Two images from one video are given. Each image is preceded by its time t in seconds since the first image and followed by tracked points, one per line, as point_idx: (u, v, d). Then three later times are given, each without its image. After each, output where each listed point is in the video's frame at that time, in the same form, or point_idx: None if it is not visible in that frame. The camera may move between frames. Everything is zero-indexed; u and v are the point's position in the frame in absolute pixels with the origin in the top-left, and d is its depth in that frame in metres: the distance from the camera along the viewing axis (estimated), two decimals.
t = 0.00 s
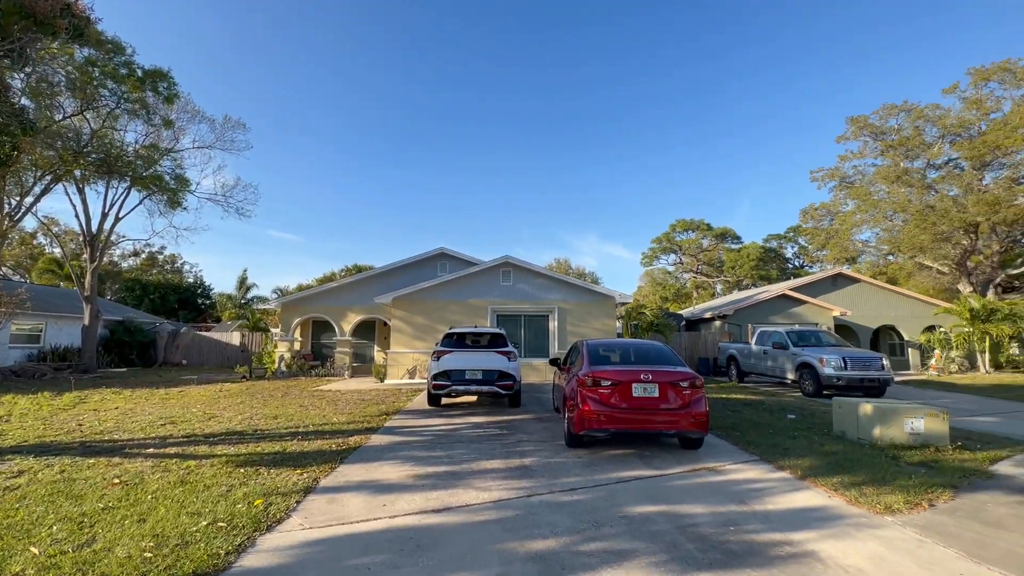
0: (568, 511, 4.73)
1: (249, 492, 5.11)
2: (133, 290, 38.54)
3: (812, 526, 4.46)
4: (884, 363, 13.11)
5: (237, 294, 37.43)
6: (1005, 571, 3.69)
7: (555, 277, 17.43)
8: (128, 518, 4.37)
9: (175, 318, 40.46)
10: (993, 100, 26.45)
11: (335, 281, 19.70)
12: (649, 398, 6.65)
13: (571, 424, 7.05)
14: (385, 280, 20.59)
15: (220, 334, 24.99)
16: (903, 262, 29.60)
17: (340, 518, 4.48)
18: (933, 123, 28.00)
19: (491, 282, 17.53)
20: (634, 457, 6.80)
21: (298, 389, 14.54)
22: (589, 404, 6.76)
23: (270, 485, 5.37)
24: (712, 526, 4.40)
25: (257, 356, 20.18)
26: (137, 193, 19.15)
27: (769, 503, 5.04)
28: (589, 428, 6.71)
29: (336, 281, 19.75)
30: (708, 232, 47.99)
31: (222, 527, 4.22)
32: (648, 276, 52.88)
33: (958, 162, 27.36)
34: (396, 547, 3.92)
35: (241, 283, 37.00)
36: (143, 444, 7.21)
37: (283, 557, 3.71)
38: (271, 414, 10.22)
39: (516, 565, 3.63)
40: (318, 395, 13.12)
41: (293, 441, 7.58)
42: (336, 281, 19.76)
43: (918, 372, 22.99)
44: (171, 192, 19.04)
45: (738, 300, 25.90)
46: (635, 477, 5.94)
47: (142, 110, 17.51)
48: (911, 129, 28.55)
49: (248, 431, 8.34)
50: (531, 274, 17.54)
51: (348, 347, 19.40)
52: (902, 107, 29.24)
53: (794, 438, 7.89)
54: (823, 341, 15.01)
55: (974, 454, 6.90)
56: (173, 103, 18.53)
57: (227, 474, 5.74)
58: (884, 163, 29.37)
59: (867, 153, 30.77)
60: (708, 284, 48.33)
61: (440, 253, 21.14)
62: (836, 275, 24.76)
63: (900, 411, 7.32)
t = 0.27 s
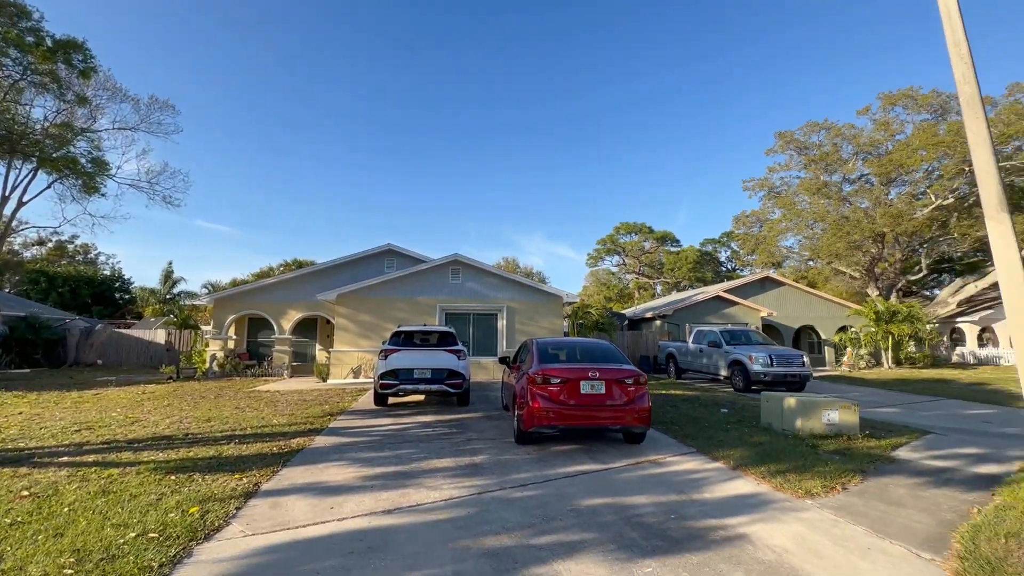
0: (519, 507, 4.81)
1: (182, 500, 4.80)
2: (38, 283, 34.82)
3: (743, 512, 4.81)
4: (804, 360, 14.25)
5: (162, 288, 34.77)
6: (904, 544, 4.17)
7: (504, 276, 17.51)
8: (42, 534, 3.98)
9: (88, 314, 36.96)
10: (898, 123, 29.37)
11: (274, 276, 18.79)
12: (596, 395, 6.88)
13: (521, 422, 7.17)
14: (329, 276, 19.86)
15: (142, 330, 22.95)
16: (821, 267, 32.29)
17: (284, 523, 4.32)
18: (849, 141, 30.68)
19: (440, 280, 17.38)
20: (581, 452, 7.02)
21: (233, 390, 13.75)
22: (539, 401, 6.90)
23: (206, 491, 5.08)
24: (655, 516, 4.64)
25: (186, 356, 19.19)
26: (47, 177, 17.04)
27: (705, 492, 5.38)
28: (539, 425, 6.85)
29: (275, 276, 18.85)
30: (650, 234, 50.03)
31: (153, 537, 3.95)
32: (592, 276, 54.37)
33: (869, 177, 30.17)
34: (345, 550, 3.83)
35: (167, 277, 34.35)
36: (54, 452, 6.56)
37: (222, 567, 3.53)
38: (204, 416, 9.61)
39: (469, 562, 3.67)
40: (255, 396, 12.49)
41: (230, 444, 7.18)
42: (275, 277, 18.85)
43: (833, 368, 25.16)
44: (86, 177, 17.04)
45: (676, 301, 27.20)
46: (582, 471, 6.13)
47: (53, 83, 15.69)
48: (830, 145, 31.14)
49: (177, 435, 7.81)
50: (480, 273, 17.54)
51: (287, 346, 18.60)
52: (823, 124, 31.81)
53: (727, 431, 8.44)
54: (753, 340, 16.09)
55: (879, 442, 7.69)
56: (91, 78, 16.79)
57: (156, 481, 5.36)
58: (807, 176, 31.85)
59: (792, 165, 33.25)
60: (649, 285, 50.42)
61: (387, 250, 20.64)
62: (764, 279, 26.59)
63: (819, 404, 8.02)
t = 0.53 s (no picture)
0: (471, 505, 4.82)
1: (104, 512, 4.41)
2: None
3: (683, 500, 5.10)
4: (735, 357, 15.23)
5: (69, 280, 31.52)
6: (823, 524, 4.60)
7: (452, 274, 17.36)
8: None
9: None
10: (818, 139, 31.98)
11: (203, 269, 17.55)
12: (546, 392, 7.01)
13: (471, 419, 7.19)
14: (265, 270, 18.80)
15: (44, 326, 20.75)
16: (749, 269, 34.60)
17: (223, 532, 4.08)
18: (775, 153, 33.03)
19: (385, 276, 16.97)
20: (530, 449, 7.13)
21: (156, 391, 12.74)
22: (489, 399, 6.94)
23: (131, 502, 4.69)
24: (603, 508, 4.81)
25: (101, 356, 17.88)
26: None
27: (649, 483, 5.64)
28: (489, 422, 6.90)
29: (204, 269, 17.60)
30: (594, 235, 51.45)
31: (71, 554, 3.60)
32: (538, 274, 55.12)
33: (792, 187, 32.64)
34: (292, 557, 3.69)
35: (75, 268, 31.15)
36: None
37: None
38: (123, 420, 8.83)
39: (423, 562, 3.65)
40: (181, 397, 11.63)
41: (156, 450, 6.66)
42: (204, 269, 17.61)
43: (758, 363, 27.07)
44: None
45: (618, 300, 28.13)
46: (532, 467, 6.24)
47: None
48: (759, 156, 33.36)
49: (93, 442, 7.13)
50: (427, 269, 17.28)
51: (218, 344, 17.49)
52: (753, 136, 34.01)
53: (667, 425, 8.88)
54: (689, 338, 16.97)
55: (801, 431, 8.40)
56: None
57: (71, 493, 4.88)
58: (738, 184, 33.97)
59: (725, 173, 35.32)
60: (592, 284, 51.84)
61: (329, 244, 19.82)
62: (699, 280, 28.07)
63: (749, 398, 8.63)
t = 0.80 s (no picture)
0: (423, 503, 4.77)
1: (9, 527, 3.95)
2: None
3: (630, 490, 5.31)
4: (673, 353, 15.99)
5: None
6: (755, 507, 4.96)
7: (399, 269, 16.96)
8: None
9: None
10: (749, 148, 34.10)
11: (122, 259, 16.08)
12: (497, 387, 7.05)
13: (421, 416, 7.10)
14: (195, 262, 17.51)
15: None
16: (686, 269, 36.42)
17: (154, 543, 3.78)
18: (711, 160, 34.90)
19: (328, 270, 16.32)
20: (480, 445, 7.15)
21: (66, 393, 11.55)
22: (441, 396, 6.88)
23: (44, 515, 4.24)
24: (555, 501, 4.91)
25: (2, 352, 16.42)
26: None
27: (597, 475, 5.83)
28: (439, 419, 6.84)
29: (123, 259, 16.14)
30: (540, 233, 52.14)
31: None
32: (485, 271, 55.10)
33: (726, 193, 34.64)
34: (233, 566, 3.48)
35: None
36: None
37: None
38: (27, 426, 7.94)
39: (376, 563, 3.57)
40: (97, 399, 10.62)
41: (70, 457, 6.04)
42: (123, 260, 16.14)
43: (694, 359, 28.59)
44: None
45: (564, 297, 28.66)
46: (483, 463, 6.26)
47: None
48: (697, 162, 35.10)
49: None
50: (373, 264, 16.78)
51: (138, 341, 16.17)
52: (691, 143, 35.73)
53: (612, 418, 9.19)
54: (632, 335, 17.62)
55: (734, 422, 8.96)
56: None
57: None
58: (677, 188, 35.59)
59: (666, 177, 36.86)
60: (538, 281, 52.51)
61: (267, 235, 18.77)
62: (640, 279, 29.14)
63: (689, 392, 9.11)
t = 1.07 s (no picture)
0: (374, 501, 4.69)
1: None
2: None
3: (579, 481, 5.48)
4: (618, 348, 16.56)
5: None
6: (694, 492, 5.28)
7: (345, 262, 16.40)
8: None
9: None
10: (690, 153, 35.77)
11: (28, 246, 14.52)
12: (449, 383, 7.03)
13: (370, 413, 6.96)
14: (115, 251, 16.10)
15: None
16: (630, 268, 37.76)
17: (76, 555, 3.49)
18: (655, 163, 36.30)
19: (268, 262, 15.54)
20: (431, 441, 7.11)
21: None
22: (391, 392, 6.78)
23: None
24: (507, 494, 4.99)
25: None
26: None
27: (547, 467, 5.97)
28: (389, 416, 6.75)
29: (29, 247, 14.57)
30: (489, 229, 52.18)
31: None
32: (432, 266, 54.42)
33: (667, 195, 36.16)
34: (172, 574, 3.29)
35: None
36: None
37: None
38: None
39: (327, 563, 3.49)
40: None
41: None
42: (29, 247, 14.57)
43: (636, 354, 29.75)
44: None
45: (513, 293, 28.87)
46: (434, 459, 6.24)
47: None
48: (641, 164, 36.38)
49: None
50: (317, 257, 16.13)
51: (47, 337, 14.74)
52: (636, 145, 36.98)
53: (560, 412, 9.41)
54: (578, 331, 18.06)
55: (674, 414, 9.44)
56: None
57: None
58: (623, 189, 36.76)
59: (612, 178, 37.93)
60: (486, 277, 52.54)
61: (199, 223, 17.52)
62: (587, 276, 29.87)
63: (633, 385, 9.49)
